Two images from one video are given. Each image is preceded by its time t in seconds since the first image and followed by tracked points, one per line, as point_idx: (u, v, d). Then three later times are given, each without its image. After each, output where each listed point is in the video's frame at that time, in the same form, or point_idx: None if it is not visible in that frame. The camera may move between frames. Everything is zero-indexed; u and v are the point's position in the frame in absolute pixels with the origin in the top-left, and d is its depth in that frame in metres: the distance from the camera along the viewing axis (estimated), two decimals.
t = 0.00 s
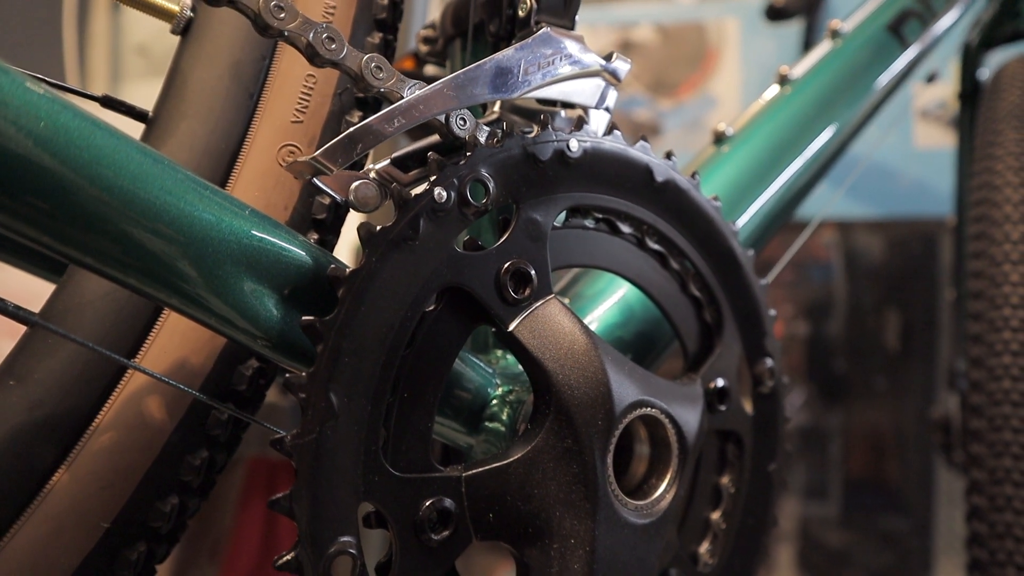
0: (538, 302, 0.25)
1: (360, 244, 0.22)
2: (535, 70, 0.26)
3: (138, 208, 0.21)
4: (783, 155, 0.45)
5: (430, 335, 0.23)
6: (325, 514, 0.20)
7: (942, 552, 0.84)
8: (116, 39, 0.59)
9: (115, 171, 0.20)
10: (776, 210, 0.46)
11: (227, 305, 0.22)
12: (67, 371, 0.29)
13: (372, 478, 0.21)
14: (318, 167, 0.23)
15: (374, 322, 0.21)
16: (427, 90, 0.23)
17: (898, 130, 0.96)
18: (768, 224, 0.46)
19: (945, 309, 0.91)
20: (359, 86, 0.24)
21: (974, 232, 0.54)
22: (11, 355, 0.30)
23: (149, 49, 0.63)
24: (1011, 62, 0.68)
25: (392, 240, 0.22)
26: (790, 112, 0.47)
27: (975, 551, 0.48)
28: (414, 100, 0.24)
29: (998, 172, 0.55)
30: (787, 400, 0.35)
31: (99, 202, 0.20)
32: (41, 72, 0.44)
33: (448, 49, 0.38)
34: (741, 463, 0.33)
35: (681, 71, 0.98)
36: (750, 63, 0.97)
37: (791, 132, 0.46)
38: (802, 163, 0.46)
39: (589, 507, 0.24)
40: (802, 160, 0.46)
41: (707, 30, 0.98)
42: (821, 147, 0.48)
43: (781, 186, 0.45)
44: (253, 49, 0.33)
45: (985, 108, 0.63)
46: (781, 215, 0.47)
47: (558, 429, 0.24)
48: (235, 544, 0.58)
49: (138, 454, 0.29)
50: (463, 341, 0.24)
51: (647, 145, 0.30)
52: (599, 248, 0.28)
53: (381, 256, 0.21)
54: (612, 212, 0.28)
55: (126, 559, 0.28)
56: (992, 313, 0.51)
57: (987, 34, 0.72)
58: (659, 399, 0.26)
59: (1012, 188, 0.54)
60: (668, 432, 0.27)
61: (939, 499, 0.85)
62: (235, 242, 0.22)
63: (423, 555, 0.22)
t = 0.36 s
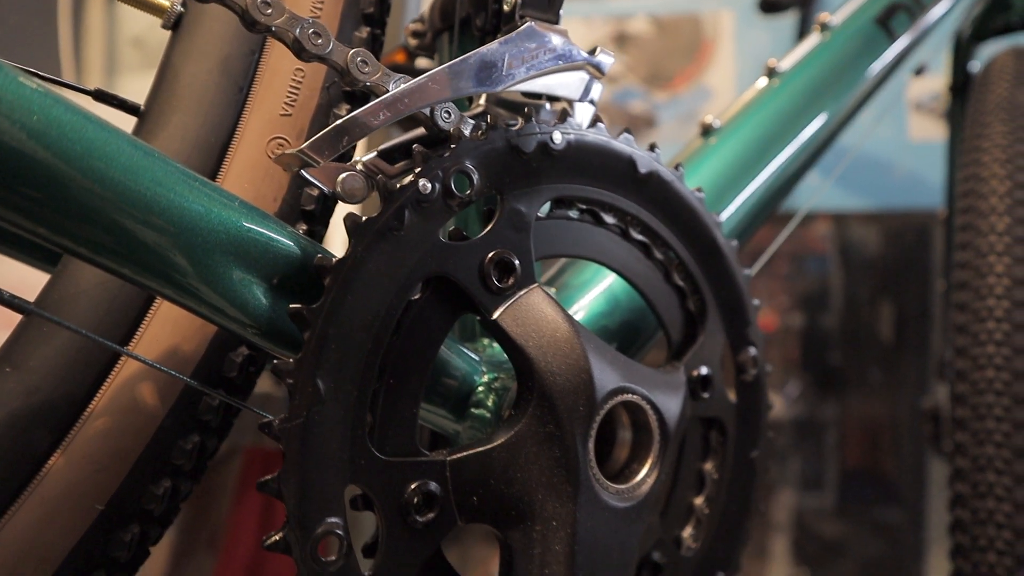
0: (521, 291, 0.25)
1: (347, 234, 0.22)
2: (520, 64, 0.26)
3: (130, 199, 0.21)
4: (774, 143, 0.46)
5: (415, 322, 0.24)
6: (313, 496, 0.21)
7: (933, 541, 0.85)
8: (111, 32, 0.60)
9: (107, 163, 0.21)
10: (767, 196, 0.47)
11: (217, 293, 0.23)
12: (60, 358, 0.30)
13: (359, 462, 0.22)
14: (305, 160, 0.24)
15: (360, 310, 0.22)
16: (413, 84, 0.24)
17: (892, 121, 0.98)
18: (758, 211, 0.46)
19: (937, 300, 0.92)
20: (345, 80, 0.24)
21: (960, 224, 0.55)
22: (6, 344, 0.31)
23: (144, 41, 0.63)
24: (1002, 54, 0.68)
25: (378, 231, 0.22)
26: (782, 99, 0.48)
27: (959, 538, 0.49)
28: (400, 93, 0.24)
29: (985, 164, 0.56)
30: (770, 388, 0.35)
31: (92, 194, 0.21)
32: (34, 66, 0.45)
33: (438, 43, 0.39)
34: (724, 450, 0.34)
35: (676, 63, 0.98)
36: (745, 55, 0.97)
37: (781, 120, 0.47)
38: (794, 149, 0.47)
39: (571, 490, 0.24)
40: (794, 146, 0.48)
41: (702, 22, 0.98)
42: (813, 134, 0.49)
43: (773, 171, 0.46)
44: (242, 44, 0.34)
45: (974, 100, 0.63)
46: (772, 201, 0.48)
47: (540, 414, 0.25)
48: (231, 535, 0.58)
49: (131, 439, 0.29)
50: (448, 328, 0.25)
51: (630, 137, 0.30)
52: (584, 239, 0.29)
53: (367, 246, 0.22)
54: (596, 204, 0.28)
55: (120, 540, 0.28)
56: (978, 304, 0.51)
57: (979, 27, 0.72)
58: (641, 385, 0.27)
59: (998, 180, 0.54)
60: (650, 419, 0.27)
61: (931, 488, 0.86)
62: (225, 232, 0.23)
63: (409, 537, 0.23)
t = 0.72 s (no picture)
0: (514, 287, 0.26)
1: (346, 233, 0.23)
2: (512, 67, 0.27)
3: (138, 200, 0.22)
4: (771, 134, 0.47)
5: (412, 318, 0.25)
6: (315, 482, 0.22)
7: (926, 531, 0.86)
8: (110, 29, 0.60)
9: (117, 165, 0.22)
10: (764, 185, 0.48)
11: (222, 289, 0.24)
12: (74, 351, 0.31)
13: (358, 450, 0.23)
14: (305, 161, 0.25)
15: (359, 306, 0.23)
16: (409, 89, 0.25)
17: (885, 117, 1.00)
18: (754, 201, 0.48)
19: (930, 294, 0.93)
20: (344, 85, 0.25)
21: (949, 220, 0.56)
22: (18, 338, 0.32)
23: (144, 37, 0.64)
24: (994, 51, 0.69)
25: (376, 231, 0.23)
26: (779, 91, 0.49)
27: (944, 527, 0.50)
28: (396, 97, 0.25)
29: (973, 162, 0.57)
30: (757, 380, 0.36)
31: (102, 195, 0.22)
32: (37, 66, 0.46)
33: (434, 44, 0.40)
34: (712, 441, 0.35)
35: (673, 58, 0.99)
36: (742, 51, 0.97)
37: (777, 113, 0.48)
38: (790, 140, 0.49)
39: (561, 478, 0.25)
40: (791, 136, 0.49)
41: (700, 18, 0.99)
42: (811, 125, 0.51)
43: (771, 161, 0.48)
44: (244, 48, 0.35)
45: (964, 96, 0.64)
46: (768, 190, 0.49)
47: (533, 405, 0.26)
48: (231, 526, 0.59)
49: (140, 428, 0.30)
50: (443, 322, 0.26)
51: (620, 138, 0.31)
52: (576, 236, 0.30)
53: (366, 245, 0.23)
54: (587, 202, 0.29)
55: (129, 526, 0.30)
56: (964, 299, 0.53)
57: (973, 23, 0.73)
58: (629, 377, 0.28)
59: (986, 177, 0.55)
60: (638, 410, 0.28)
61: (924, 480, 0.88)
62: (230, 231, 0.24)
63: (405, 522, 0.24)
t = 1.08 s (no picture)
0: (515, 264, 0.27)
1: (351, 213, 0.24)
2: (512, 51, 0.28)
3: (153, 182, 0.23)
4: (776, 109, 0.48)
5: (416, 294, 0.26)
6: (324, 449, 0.23)
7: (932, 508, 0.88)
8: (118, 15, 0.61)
9: (132, 148, 0.23)
10: (769, 160, 0.49)
11: (233, 267, 0.25)
12: (94, 325, 0.32)
13: (364, 420, 0.24)
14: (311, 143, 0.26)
15: (364, 282, 0.24)
16: (411, 73, 0.25)
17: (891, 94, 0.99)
18: (760, 174, 0.49)
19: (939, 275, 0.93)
20: (349, 69, 0.26)
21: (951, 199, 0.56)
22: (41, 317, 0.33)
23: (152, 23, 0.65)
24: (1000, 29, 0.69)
25: (380, 210, 0.24)
26: (782, 69, 0.50)
27: (942, 502, 0.51)
28: (399, 81, 0.26)
29: (976, 141, 0.57)
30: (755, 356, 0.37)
31: (119, 177, 0.23)
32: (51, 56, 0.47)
33: (436, 28, 0.40)
34: (711, 415, 0.36)
35: (681, 39, 0.99)
36: (748, 33, 0.99)
37: (783, 91, 0.49)
38: (795, 116, 0.50)
39: (561, 447, 0.26)
40: (796, 113, 0.50)
41: None
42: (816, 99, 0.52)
43: (778, 135, 0.49)
44: (252, 34, 0.35)
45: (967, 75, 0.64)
46: (773, 164, 0.50)
47: (533, 377, 0.27)
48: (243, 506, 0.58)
49: (158, 399, 0.31)
50: (446, 298, 0.27)
51: (619, 118, 0.32)
52: (577, 215, 0.31)
53: (370, 224, 0.24)
54: (586, 181, 0.30)
55: (150, 492, 0.31)
56: (964, 277, 0.53)
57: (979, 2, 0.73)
58: (627, 351, 0.29)
59: (988, 156, 0.56)
60: (637, 383, 0.29)
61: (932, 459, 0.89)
62: (240, 211, 0.25)
63: (410, 488, 0.25)
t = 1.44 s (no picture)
0: (515, 247, 0.29)
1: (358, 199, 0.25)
2: (511, 42, 0.29)
3: (172, 172, 0.25)
4: (781, 88, 0.49)
5: (421, 276, 0.27)
6: (335, 422, 0.25)
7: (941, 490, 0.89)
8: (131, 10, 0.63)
9: (151, 141, 0.24)
10: (775, 135, 0.51)
11: (247, 252, 0.27)
12: (118, 308, 0.34)
13: (373, 396, 0.26)
14: (320, 134, 0.27)
15: (371, 265, 0.25)
16: (415, 64, 0.26)
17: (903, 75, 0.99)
18: (767, 148, 0.50)
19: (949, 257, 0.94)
20: (353, 63, 0.27)
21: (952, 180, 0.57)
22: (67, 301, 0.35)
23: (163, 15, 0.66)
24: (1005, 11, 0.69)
25: (386, 196, 0.25)
26: (787, 49, 0.51)
27: (940, 479, 0.52)
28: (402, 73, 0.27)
29: (978, 123, 0.57)
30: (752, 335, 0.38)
31: (140, 168, 0.24)
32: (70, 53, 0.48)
33: (440, 19, 0.41)
34: (709, 391, 0.37)
35: (688, 24, 0.99)
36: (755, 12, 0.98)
37: (790, 68, 0.50)
38: (802, 92, 0.51)
39: (560, 421, 0.28)
40: (803, 89, 0.51)
41: None
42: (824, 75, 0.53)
43: (785, 110, 0.50)
44: (261, 29, 0.37)
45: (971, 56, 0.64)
46: (779, 141, 0.52)
47: (534, 355, 0.28)
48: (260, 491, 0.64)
49: (178, 377, 0.33)
50: (450, 281, 0.28)
51: (617, 105, 0.33)
52: (578, 198, 0.32)
53: (377, 210, 0.25)
54: (584, 167, 0.31)
55: (171, 466, 0.32)
56: (964, 258, 0.54)
57: None
58: (624, 330, 0.30)
59: (989, 137, 0.56)
60: (635, 361, 0.30)
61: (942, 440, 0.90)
62: (253, 199, 0.26)
63: (416, 461, 0.27)
